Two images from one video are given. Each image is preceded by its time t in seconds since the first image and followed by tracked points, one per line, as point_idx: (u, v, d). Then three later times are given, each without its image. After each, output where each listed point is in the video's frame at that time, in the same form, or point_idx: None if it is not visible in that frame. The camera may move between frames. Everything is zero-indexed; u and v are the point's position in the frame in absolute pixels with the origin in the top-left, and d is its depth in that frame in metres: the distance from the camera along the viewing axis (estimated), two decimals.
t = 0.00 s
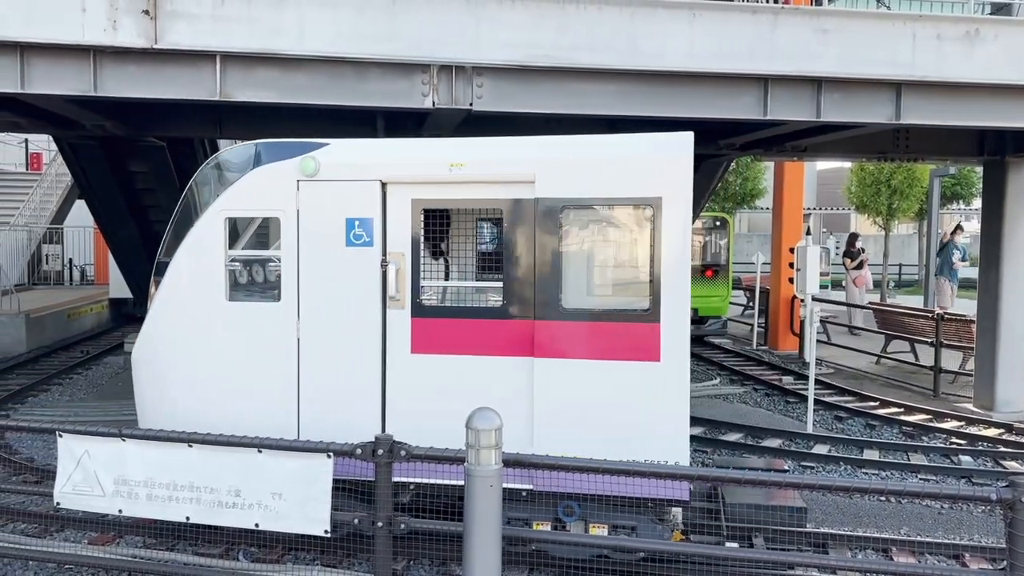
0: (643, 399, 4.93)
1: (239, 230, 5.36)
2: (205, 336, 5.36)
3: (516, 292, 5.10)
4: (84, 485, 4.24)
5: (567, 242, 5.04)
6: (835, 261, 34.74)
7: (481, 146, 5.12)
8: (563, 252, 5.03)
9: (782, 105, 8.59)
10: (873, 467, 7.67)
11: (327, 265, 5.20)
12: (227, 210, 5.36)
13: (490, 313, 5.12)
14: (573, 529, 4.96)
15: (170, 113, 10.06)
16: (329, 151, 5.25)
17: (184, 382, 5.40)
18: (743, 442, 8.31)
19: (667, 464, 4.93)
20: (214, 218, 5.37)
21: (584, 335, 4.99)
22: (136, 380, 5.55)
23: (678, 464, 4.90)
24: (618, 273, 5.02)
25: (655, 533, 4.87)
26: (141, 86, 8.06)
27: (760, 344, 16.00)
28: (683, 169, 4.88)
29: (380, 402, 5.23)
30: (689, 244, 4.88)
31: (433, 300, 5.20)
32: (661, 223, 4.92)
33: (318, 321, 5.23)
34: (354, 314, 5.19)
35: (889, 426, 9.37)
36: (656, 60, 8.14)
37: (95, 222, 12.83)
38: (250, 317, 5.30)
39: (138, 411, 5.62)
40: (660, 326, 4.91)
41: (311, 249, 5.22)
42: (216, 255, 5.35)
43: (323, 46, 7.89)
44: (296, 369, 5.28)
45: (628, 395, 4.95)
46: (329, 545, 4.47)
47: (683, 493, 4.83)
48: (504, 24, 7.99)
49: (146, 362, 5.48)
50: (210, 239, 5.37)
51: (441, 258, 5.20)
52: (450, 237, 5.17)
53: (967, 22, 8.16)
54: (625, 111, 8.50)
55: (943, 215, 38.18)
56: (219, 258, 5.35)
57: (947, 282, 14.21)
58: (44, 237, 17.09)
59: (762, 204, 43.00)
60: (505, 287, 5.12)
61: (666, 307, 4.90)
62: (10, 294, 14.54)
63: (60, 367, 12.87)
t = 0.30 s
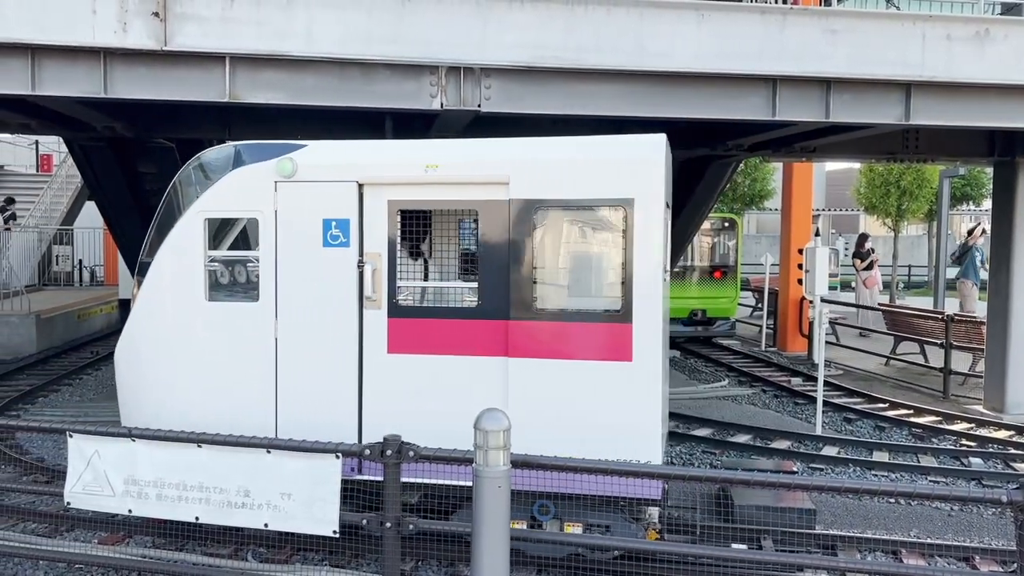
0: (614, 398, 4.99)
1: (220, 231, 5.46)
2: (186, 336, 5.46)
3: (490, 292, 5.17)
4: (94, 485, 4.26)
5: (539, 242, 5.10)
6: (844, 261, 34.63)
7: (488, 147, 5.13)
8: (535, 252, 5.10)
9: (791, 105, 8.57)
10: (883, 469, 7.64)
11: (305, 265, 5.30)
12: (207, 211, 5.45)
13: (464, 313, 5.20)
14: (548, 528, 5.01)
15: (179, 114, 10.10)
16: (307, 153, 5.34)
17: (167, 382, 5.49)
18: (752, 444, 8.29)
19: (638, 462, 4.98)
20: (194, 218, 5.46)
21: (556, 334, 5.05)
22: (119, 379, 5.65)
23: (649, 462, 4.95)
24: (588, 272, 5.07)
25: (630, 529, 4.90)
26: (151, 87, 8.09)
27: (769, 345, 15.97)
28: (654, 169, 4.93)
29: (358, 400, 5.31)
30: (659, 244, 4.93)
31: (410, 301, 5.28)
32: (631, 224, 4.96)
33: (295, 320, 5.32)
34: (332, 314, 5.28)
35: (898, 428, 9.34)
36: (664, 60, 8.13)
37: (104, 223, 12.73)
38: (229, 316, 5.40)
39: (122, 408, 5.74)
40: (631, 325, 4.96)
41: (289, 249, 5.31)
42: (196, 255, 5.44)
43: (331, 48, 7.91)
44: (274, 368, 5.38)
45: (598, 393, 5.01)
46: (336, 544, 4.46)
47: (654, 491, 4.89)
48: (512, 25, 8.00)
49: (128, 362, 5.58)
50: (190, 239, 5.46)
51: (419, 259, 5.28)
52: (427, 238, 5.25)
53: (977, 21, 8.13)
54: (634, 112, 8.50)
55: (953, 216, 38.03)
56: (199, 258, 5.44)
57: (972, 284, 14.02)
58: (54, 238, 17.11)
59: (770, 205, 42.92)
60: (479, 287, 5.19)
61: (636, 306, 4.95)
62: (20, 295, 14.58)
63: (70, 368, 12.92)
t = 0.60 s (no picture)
0: (588, 398, 5.03)
1: (203, 232, 5.54)
2: (170, 336, 5.55)
3: (467, 293, 5.23)
4: (105, 484, 4.29)
5: (512, 242, 5.13)
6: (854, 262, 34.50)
7: (494, 148, 5.15)
8: (511, 251, 5.14)
9: (801, 106, 8.55)
10: (894, 471, 7.59)
11: (285, 266, 5.37)
12: (189, 212, 5.53)
13: (442, 313, 5.26)
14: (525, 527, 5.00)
15: (190, 115, 10.14)
16: (286, 154, 5.40)
17: (151, 383, 5.59)
18: (761, 445, 8.26)
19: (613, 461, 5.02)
20: (177, 219, 5.55)
21: (531, 334, 5.10)
22: (107, 379, 5.76)
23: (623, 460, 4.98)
24: (562, 273, 5.12)
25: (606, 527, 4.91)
26: (162, 89, 8.13)
27: (779, 347, 15.92)
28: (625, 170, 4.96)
29: (337, 397, 5.38)
30: (632, 243, 4.96)
31: (389, 301, 5.33)
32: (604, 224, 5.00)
33: (276, 320, 5.40)
34: (311, 313, 5.35)
35: (909, 429, 9.28)
36: (674, 61, 8.12)
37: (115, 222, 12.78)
38: (211, 316, 5.48)
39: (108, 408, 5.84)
40: (605, 325, 4.99)
41: (268, 250, 5.39)
42: (179, 257, 5.53)
43: (341, 50, 7.92)
44: (254, 367, 5.45)
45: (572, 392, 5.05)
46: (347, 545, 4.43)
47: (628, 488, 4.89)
48: (521, 26, 7.99)
49: (116, 363, 5.69)
50: (173, 241, 5.55)
51: (401, 260, 5.33)
52: (408, 239, 5.31)
53: (989, 21, 8.08)
54: (644, 113, 8.48)
55: (964, 216, 37.86)
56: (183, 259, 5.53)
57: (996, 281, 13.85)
58: (65, 238, 17.14)
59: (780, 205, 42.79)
60: (457, 288, 5.25)
61: (609, 305, 4.99)
62: (33, 295, 14.66)
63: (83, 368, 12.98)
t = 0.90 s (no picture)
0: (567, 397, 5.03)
1: (185, 233, 5.56)
2: (154, 337, 5.58)
3: (447, 293, 5.22)
4: (120, 485, 4.31)
5: (492, 242, 5.13)
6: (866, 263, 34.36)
7: (503, 148, 5.14)
8: (490, 253, 5.14)
9: (814, 107, 8.53)
10: (908, 473, 7.53)
11: (267, 267, 5.39)
12: (173, 213, 5.54)
13: (422, 313, 5.27)
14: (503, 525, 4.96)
15: (202, 117, 10.19)
16: (269, 156, 5.43)
17: (140, 383, 5.62)
18: (773, 447, 8.23)
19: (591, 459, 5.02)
20: (161, 220, 5.56)
21: (510, 334, 5.10)
22: (94, 379, 5.79)
23: (601, 459, 4.99)
24: (541, 273, 5.11)
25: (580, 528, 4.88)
26: (175, 91, 8.17)
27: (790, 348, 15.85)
28: (604, 171, 4.95)
29: (318, 396, 5.41)
30: (610, 244, 4.94)
31: (370, 301, 5.34)
32: (582, 226, 4.98)
33: (258, 321, 5.43)
34: (293, 313, 5.37)
35: (922, 431, 9.23)
36: (685, 62, 8.11)
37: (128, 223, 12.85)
38: (194, 316, 5.51)
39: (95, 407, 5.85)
40: (583, 325, 4.98)
41: (251, 250, 5.41)
42: (163, 258, 5.56)
43: (352, 51, 7.94)
44: (236, 366, 5.48)
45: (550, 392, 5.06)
46: (359, 546, 4.50)
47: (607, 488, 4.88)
48: (533, 27, 7.99)
49: (105, 364, 5.72)
50: (157, 242, 5.57)
51: (388, 262, 5.33)
52: (392, 240, 5.31)
53: (1004, 21, 8.02)
54: (656, 114, 8.47)
55: (977, 216, 37.64)
56: (168, 261, 5.55)
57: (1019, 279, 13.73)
58: (78, 240, 17.21)
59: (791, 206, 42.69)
60: (437, 288, 5.25)
61: (587, 305, 4.97)
62: (47, 296, 14.73)
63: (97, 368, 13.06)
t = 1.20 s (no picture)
0: (550, 398, 5.01)
1: (172, 234, 5.59)
2: (143, 337, 5.62)
3: (428, 292, 5.22)
4: (135, 485, 4.34)
5: (474, 244, 5.13)
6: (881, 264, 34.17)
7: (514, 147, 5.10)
8: (473, 254, 5.13)
9: (828, 107, 8.50)
10: (924, 476, 7.48)
11: (253, 268, 5.42)
12: (161, 215, 5.58)
13: (405, 313, 5.26)
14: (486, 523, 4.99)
15: (216, 119, 10.24)
16: (255, 157, 5.45)
17: (131, 383, 5.66)
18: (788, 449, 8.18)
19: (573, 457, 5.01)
20: (150, 221, 5.60)
21: (491, 335, 5.09)
22: (87, 378, 5.85)
23: (582, 457, 4.97)
24: (522, 274, 5.10)
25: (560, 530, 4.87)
26: (190, 93, 8.22)
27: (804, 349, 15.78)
28: (585, 172, 4.93)
29: (303, 396, 5.42)
30: (590, 245, 4.92)
31: (353, 301, 5.35)
32: (563, 227, 4.97)
33: (243, 322, 5.45)
34: (278, 314, 5.39)
35: (938, 433, 9.17)
36: (699, 63, 8.08)
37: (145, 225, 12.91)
38: (181, 316, 5.54)
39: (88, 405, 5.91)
40: (563, 325, 4.97)
41: (237, 250, 5.43)
42: (151, 260, 5.59)
43: (365, 53, 7.96)
44: (223, 366, 5.51)
45: (531, 391, 5.04)
46: (372, 547, 4.51)
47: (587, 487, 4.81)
48: (546, 28, 7.98)
49: (97, 363, 5.77)
50: (144, 243, 5.61)
51: (374, 262, 5.34)
52: (379, 241, 5.31)
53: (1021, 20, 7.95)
54: (670, 115, 8.45)
55: (993, 217, 37.39)
56: (155, 262, 5.59)
57: None
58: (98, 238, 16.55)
59: (805, 206, 42.47)
60: (420, 289, 5.24)
61: (567, 306, 4.96)
62: (64, 297, 14.75)
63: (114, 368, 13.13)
